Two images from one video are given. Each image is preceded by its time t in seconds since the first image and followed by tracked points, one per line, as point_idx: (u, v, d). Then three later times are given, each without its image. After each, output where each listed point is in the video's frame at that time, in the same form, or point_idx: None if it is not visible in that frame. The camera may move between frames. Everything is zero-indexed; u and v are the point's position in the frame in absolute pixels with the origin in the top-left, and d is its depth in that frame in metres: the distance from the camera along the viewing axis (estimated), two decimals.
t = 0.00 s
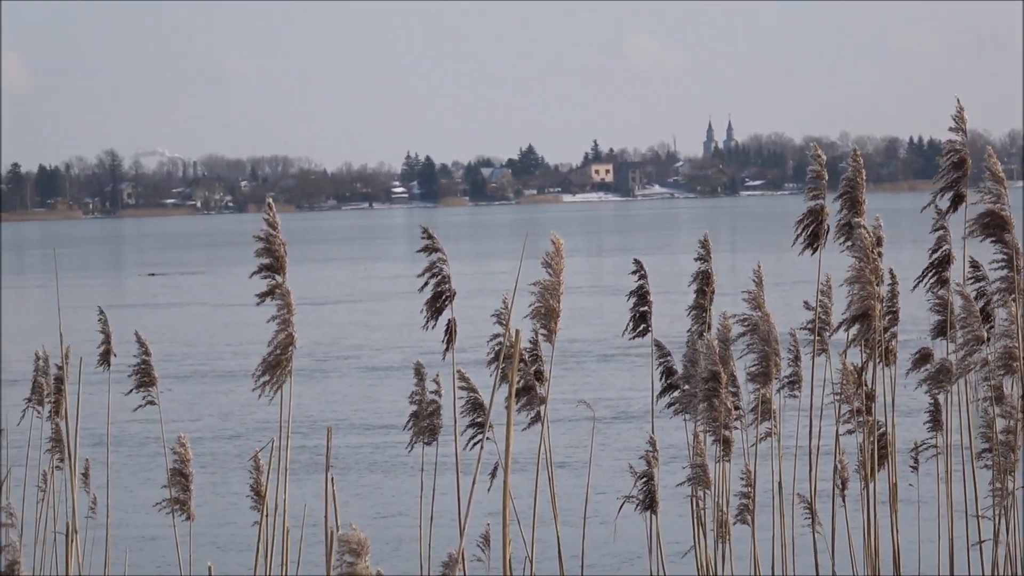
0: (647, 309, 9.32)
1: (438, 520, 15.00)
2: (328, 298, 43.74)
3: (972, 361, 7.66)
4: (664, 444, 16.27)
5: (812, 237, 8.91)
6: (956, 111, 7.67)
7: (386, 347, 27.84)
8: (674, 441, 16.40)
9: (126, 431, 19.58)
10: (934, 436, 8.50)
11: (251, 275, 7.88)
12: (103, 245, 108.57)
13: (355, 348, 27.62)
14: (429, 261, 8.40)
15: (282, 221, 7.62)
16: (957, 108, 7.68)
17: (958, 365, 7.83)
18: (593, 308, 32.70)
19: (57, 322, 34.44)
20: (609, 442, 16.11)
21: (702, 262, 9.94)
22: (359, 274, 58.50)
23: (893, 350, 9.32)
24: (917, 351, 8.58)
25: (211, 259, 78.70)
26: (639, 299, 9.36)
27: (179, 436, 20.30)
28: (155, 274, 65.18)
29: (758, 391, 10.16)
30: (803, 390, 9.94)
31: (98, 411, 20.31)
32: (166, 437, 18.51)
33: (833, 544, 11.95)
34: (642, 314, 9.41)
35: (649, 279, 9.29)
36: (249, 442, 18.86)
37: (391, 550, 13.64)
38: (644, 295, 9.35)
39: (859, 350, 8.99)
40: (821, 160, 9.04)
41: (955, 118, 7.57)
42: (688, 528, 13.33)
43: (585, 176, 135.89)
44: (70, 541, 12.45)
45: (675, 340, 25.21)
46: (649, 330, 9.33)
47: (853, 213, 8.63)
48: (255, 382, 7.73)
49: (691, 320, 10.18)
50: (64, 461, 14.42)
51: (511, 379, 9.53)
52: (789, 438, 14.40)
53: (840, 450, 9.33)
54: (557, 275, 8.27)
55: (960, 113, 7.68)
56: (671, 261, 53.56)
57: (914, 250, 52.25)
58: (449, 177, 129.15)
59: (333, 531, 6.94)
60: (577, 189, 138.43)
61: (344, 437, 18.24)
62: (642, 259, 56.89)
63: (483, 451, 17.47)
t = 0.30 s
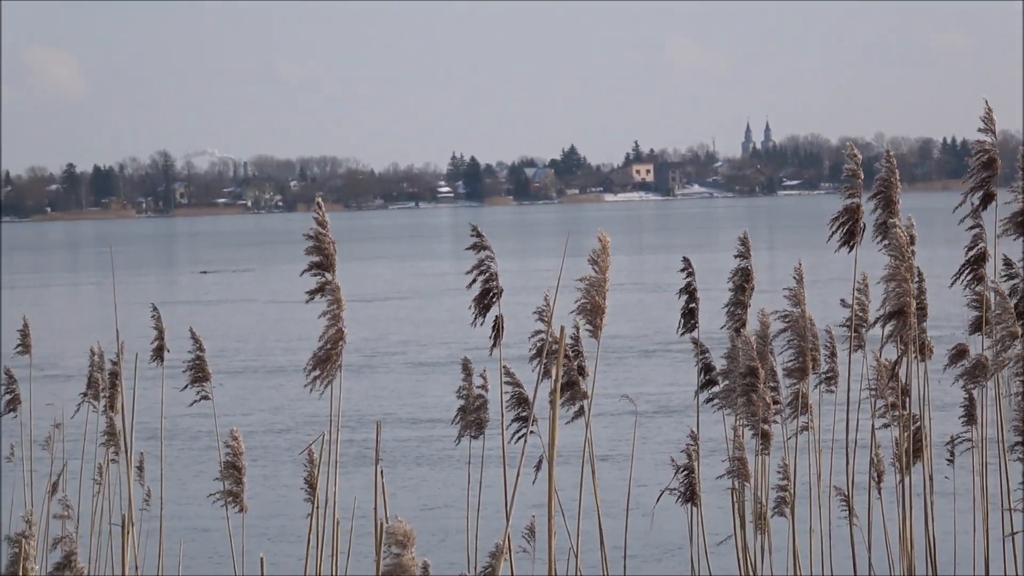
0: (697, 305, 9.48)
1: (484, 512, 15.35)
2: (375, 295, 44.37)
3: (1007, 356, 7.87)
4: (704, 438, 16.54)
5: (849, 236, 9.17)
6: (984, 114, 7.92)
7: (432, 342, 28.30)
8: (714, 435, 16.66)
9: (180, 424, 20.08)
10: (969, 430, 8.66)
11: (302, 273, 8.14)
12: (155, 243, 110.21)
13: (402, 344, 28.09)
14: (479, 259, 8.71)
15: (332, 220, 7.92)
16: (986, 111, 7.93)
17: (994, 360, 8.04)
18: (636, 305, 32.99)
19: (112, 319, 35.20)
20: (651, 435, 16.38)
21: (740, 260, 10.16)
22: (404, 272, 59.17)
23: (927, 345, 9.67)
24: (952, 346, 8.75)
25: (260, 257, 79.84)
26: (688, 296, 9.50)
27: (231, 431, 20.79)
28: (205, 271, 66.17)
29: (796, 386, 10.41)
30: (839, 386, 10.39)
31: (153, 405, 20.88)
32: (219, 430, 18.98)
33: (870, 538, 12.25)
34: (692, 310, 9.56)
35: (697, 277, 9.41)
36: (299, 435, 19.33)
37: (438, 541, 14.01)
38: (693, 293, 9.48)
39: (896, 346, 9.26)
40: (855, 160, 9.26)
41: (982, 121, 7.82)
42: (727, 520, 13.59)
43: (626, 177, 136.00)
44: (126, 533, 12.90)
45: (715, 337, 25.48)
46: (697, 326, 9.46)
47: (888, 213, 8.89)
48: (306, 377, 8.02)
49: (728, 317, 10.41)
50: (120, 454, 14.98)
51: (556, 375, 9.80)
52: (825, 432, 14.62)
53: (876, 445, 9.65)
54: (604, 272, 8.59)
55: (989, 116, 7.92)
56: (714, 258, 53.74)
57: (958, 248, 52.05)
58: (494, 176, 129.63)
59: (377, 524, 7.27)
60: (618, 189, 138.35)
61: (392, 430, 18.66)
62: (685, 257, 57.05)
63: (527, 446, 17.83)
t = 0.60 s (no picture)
0: (723, 303, 9.76)
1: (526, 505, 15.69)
2: (419, 293, 44.93)
3: None
4: (741, 432, 16.79)
5: (887, 234, 9.41)
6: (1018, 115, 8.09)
7: (475, 338, 28.74)
8: (751, 430, 16.92)
9: (230, 419, 20.59)
10: (999, 425, 8.88)
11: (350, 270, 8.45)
12: (202, 243, 111.72)
13: (445, 340, 28.52)
14: (521, 256, 8.96)
15: (378, 219, 8.17)
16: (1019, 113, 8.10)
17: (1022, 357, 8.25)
18: (675, 303, 33.25)
19: (163, 316, 35.96)
20: (689, 429, 16.65)
21: (775, 258, 10.41)
22: (448, 269, 59.78)
23: (960, 340, 10.14)
24: (983, 343, 8.98)
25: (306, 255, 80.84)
26: (716, 294, 9.77)
27: (280, 424, 21.28)
28: (253, 269, 67.17)
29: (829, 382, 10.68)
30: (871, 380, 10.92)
31: (204, 400, 21.43)
32: (267, 424, 19.44)
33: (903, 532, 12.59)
34: (719, 308, 9.83)
35: (724, 275, 9.67)
36: (346, 429, 19.79)
37: (482, 533, 14.36)
38: (719, 291, 9.75)
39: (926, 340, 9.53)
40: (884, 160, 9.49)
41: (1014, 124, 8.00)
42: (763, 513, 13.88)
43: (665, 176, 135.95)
44: (176, 525, 13.32)
45: (754, 335, 25.73)
46: (726, 323, 9.75)
47: (917, 211, 9.15)
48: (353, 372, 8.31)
49: (763, 315, 10.67)
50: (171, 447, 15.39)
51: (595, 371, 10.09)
52: (859, 426, 14.86)
53: (909, 438, 9.95)
54: (636, 269, 8.86)
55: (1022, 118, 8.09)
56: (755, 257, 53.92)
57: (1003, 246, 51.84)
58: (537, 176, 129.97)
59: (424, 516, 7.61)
60: (660, 188, 138.36)
61: (436, 424, 19.06)
62: (725, 256, 57.16)
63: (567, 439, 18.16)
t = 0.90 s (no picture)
0: (757, 301, 10.02)
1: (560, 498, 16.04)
2: (455, 290, 45.40)
3: None
4: (771, 427, 17.06)
5: (914, 233, 9.68)
6: None
7: (511, 335, 29.13)
8: (781, 425, 17.18)
9: (271, 413, 21.06)
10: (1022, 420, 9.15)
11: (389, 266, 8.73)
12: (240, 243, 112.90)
13: (481, 337, 28.91)
14: (549, 253, 9.13)
15: (415, 218, 8.36)
16: None
17: None
18: (707, 300, 33.49)
19: (205, 314, 36.61)
20: (721, 424, 16.92)
21: (796, 256, 10.69)
22: (483, 268, 60.26)
23: (982, 337, 10.61)
24: (1007, 340, 9.23)
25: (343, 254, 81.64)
26: (749, 292, 10.05)
27: (320, 419, 21.73)
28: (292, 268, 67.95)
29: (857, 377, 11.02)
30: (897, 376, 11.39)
31: (246, 396, 21.92)
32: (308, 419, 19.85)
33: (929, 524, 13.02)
34: (752, 305, 10.09)
35: (758, 272, 9.94)
36: (384, 424, 20.21)
37: (517, 525, 14.70)
38: (754, 288, 9.99)
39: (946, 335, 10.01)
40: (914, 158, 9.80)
41: None
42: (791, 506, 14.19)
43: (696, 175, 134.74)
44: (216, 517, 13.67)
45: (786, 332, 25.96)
46: (758, 319, 10.04)
47: (945, 212, 9.47)
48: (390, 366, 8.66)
49: (788, 312, 10.97)
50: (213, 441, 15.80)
51: (627, 366, 10.38)
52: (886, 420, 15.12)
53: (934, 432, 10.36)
54: (657, 267, 9.09)
55: None
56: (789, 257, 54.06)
57: None
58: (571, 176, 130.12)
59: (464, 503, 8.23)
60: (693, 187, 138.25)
61: (473, 419, 19.43)
62: (758, 254, 57.28)
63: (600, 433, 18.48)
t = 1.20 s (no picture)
0: (763, 298, 10.20)
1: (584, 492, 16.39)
2: (479, 289, 45.93)
3: None
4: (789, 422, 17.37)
5: (928, 230, 9.99)
6: None
7: (536, 332, 29.57)
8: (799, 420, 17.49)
9: (301, 409, 21.50)
10: None
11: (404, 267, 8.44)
12: (266, 244, 113.91)
13: (508, 334, 29.33)
14: (569, 253, 9.37)
15: (431, 217, 8.21)
16: None
17: None
18: (729, 299, 33.83)
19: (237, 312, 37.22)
20: (741, 418, 17.24)
21: (822, 253, 11.00)
22: (506, 267, 60.80)
23: (997, 333, 10.90)
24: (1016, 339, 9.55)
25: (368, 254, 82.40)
26: (755, 290, 10.25)
27: (349, 414, 22.18)
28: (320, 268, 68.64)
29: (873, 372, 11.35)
30: (915, 371, 11.72)
31: (277, 392, 22.38)
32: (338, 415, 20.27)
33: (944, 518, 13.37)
34: (760, 305, 10.30)
35: (763, 271, 10.19)
36: (412, 420, 20.62)
37: (542, 517, 15.06)
38: (759, 286, 10.21)
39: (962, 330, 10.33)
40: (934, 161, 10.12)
41: None
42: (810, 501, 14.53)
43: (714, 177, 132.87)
44: (248, 510, 14.06)
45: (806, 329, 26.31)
46: (765, 318, 10.26)
47: (961, 210, 9.76)
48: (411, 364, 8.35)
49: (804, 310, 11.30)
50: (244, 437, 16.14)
51: (651, 362, 10.69)
52: (903, 416, 15.39)
53: (949, 426, 10.70)
54: (682, 265, 9.42)
55: None
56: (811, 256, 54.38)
57: None
58: (593, 178, 130.54)
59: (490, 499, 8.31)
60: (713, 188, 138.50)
61: (499, 414, 19.82)
62: (778, 253, 57.62)
63: (623, 428, 18.84)
